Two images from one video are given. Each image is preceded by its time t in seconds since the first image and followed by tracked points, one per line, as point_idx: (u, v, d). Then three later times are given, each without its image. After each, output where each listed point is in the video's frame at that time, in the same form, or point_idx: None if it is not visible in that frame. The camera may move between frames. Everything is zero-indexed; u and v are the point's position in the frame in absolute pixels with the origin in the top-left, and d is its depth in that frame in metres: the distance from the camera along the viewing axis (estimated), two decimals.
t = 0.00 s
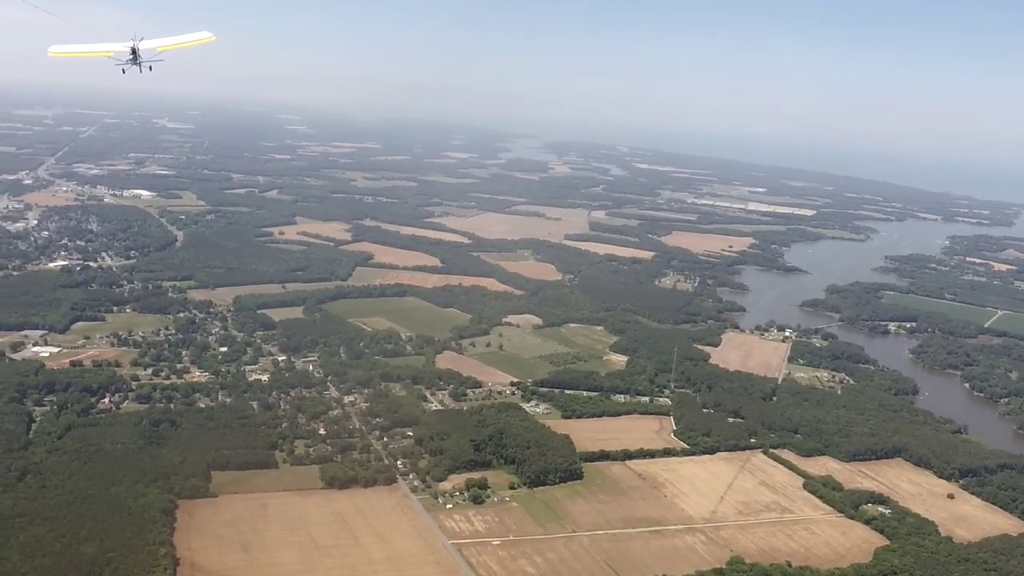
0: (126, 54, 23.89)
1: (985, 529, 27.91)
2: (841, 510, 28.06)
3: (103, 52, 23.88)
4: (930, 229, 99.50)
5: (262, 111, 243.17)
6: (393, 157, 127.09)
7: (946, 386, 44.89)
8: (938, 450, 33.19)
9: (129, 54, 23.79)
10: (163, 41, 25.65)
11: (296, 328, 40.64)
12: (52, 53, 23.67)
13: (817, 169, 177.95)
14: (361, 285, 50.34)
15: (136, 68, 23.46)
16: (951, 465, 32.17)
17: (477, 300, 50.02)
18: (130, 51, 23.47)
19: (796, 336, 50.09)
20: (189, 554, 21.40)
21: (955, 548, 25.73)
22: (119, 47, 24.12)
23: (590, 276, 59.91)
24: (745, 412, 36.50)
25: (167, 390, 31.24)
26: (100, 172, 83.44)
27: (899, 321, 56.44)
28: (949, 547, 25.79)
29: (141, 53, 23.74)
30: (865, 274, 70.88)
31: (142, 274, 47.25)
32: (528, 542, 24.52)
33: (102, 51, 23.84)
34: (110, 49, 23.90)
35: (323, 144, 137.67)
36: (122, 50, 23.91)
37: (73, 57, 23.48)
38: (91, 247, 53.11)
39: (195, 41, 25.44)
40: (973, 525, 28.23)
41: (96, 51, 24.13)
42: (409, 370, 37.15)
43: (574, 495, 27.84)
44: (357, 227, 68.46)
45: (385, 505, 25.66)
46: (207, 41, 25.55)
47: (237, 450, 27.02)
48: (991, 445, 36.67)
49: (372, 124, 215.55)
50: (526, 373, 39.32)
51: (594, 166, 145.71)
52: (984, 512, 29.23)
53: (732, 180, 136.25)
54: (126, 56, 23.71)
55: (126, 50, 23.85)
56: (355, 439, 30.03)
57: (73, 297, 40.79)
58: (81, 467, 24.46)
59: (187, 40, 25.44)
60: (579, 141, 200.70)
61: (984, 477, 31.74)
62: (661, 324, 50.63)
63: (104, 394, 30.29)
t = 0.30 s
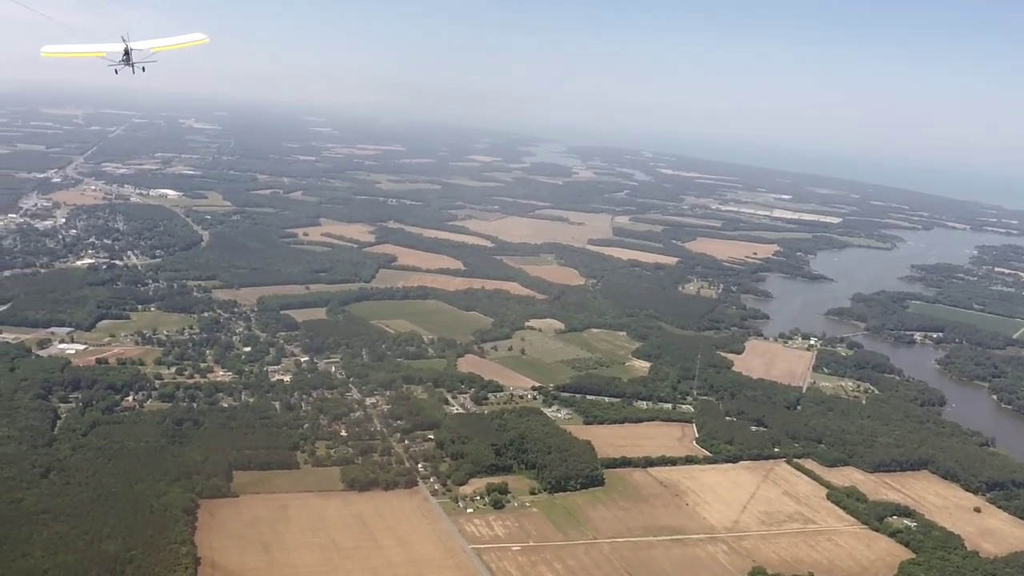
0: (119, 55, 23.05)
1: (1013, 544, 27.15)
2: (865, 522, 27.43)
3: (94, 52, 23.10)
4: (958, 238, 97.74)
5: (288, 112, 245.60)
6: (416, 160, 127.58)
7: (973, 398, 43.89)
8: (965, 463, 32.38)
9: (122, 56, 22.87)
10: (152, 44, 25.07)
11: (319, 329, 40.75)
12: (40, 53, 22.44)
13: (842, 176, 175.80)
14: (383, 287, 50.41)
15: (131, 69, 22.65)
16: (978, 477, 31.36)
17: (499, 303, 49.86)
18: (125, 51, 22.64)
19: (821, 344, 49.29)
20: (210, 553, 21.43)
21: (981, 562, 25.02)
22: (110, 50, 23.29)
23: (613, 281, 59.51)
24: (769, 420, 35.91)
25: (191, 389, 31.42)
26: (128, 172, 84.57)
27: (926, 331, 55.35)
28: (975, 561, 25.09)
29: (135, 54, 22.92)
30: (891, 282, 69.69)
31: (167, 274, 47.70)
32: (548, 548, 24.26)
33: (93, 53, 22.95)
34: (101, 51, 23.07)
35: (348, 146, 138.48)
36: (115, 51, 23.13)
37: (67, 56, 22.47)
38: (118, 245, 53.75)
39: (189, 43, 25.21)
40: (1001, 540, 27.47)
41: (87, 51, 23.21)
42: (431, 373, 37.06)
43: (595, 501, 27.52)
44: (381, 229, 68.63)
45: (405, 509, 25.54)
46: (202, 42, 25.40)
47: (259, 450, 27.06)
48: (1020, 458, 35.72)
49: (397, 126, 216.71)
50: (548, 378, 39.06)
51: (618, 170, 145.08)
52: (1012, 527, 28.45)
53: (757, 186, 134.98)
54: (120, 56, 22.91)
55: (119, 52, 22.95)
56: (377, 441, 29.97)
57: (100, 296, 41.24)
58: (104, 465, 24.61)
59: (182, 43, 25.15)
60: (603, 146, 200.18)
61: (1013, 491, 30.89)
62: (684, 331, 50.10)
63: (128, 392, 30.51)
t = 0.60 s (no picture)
0: (117, 57, 23.86)
1: None
2: (895, 539, 26.65)
3: (93, 55, 23.61)
4: (993, 251, 95.49)
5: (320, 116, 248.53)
6: (445, 165, 128.05)
7: (1007, 414, 42.59)
8: (999, 480, 31.34)
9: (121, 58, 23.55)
10: (152, 45, 25.85)
11: (347, 333, 40.86)
12: (41, 57, 23.49)
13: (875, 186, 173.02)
14: (411, 292, 50.47)
15: (128, 73, 23.46)
16: (1012, 496, 30.33)
17: (526, 310, 49.63)
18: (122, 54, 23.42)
19: (851, 357, 48.28)
20: (235, 556, 21.44)
21: None
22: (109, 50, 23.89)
23: (640, 289, 58.98)
24: (798, 433, 35.13)
25: (218, 391, 31.62)
26: (160, 174, 85.91)
27: (959, 345, 53.98)
28: None
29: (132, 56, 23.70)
30: (924, 295, 68.18)
31: (197, 275, 48.24)
32: (572, 558, 23.90)
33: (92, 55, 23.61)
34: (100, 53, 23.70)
35: (378, 151, 139.48)
36: (114, 53, 23.88)
37: (66, 58, 23.39)
38: (149, 247, 54.52)
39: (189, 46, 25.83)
40: None
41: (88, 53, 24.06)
42: (457, 379, 36.91)
43: (620, 511, 27.09)
44: (408, 234, 68.85)
45: (429, 515, 25.36)
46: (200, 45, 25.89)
47: (285, 453, 27.10)
48: None
49: (426, 131, 217.96)
50: (574, 386, 38.71)
51: (647, 178, 144.24)
52: None
53: (788, 196, 133.26)
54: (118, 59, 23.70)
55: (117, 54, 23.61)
56: (402, 446, 29.87)
57: (131, 296, 41.78)
58: (132, 465, 24.79)
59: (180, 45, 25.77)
60: (632, 153, 199.42)
61: None
62: (712, 341, 49.40)
63: (157, 393, 30.77)
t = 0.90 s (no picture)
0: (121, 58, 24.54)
1: None
2: (931, 555, 25.78)
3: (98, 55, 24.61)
4: None
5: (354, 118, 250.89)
6: (478, 169, 128.22)
7: None
8: None
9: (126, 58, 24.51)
10: (154, 47, 26.65)
11: (378, 335, 40.92)
12: (45, 57, 24.02)
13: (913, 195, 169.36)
14: (442, 295, 50.45)
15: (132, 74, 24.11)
16: None
17: (557, 315, 49.28)
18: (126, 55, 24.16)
19: (887, 368, 47.06)
20: (264, 556, 21.42)
21: None
22: (115, 50, 24.90)
23: (673, 296, 58.27)
24: (832, 445, 34.24)
25: (251, 390, 31.83)
26: (197, 174, 87.20)
27: (999, 358, 52.36)
28: None
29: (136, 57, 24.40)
30: (963, 306, 66.35)
31: (231, 275, 48.77)
32: (601, 566, 23.50)
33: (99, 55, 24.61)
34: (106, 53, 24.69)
35: (411, 153, 140.18)
36: (118, 54, 24.57)
37: (73, 58, 23.97)
38: (184, 246, 55.31)
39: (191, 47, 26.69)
40: None
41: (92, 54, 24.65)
42: (488, 383, 36.71)
43: (650, 520, 26.61)
44: (440, 237, 68.97)
45: (458, 519, 25.18)
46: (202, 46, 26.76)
47: (315, 454, 27.12)
48: None
49: (459, 134, 218.64)
50: (605, 392, 38.23)
51: (681, 183, 142.92)
52: None
53: (823, 204, 131.00)
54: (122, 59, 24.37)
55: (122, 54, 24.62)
56: (431, 450, 29.74)
57: (165, 295, 42.33)
58: (165, 462, 25.02)
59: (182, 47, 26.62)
60: (665, 159, 197.81)
61: None
62: (745, 349, 48.54)
63: (190, 391, 31.07)
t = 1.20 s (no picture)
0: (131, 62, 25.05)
1: None
2: None
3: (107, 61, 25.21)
4: None
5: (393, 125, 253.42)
6: (516, 176, 128.31)
7: None
8: None
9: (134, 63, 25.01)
10: (167, 51, 27.03)
11: (414, 341, 41.02)
12: (58, 62, 24.99)
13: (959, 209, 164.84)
14: (478, 302, 50.45)
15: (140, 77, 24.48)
16: None
17: (593, 324, 48.88)
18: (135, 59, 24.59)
19: (929, 384, 45.61)
20: (297, 559, 21.47)
21: None
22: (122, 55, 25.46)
23: (710, 306, 57.42)
24: (871, 460, 33.24)
25: (288, 394, 32.11)
26: (239, 178, 88.75)
27: None
28: None
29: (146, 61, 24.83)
30: (1010, 323, 64.15)
31: (270, 279, 49.42)
32: None
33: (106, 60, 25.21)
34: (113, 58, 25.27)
35: (450, 160, 140.95)
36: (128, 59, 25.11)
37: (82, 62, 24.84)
38: (225, 249, 56.24)
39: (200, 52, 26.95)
40: None
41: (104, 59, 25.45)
42: (523, 391, 36.48)
43: (685, 533, 26.08)
44: (477, 243, 69.06)
45: (491, 527, 24.97)
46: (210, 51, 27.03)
47: (350, 459, 27.20)
48: None
49: (497, 141, 219.28)
50: (640, 403, 37.71)
51: (719, 193, 141.24)
52: None
53: (865, 215, 128.19)
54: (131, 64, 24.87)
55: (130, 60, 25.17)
56: (465, 457, 29.62)
57: (206, 297, 43.01)
58: (202, 463, 25.30)
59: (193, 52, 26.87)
60: (704, 168, 195.74)
61: None
62: (784, 362, 47.54)
63: (228, 393, 31.45)
